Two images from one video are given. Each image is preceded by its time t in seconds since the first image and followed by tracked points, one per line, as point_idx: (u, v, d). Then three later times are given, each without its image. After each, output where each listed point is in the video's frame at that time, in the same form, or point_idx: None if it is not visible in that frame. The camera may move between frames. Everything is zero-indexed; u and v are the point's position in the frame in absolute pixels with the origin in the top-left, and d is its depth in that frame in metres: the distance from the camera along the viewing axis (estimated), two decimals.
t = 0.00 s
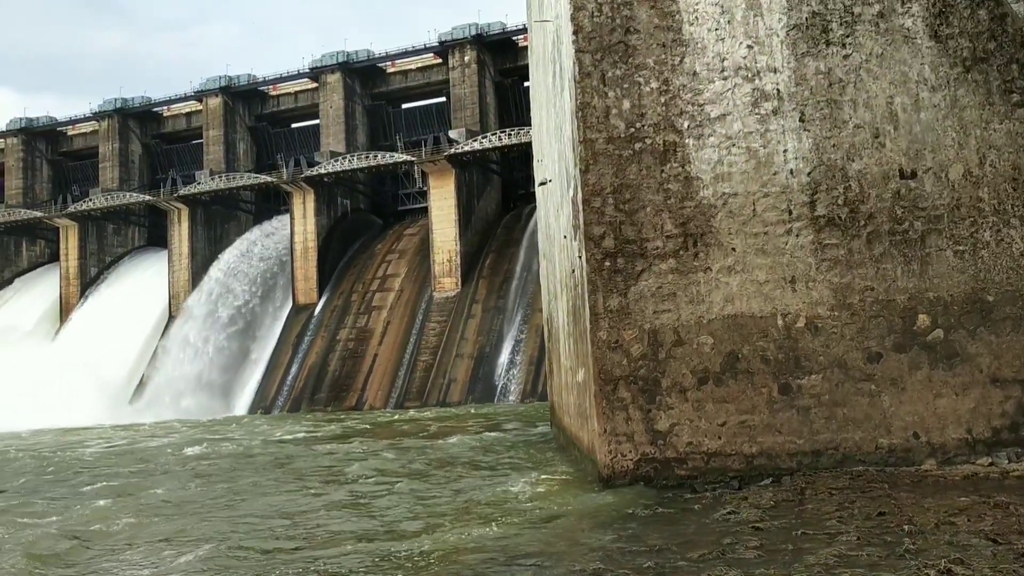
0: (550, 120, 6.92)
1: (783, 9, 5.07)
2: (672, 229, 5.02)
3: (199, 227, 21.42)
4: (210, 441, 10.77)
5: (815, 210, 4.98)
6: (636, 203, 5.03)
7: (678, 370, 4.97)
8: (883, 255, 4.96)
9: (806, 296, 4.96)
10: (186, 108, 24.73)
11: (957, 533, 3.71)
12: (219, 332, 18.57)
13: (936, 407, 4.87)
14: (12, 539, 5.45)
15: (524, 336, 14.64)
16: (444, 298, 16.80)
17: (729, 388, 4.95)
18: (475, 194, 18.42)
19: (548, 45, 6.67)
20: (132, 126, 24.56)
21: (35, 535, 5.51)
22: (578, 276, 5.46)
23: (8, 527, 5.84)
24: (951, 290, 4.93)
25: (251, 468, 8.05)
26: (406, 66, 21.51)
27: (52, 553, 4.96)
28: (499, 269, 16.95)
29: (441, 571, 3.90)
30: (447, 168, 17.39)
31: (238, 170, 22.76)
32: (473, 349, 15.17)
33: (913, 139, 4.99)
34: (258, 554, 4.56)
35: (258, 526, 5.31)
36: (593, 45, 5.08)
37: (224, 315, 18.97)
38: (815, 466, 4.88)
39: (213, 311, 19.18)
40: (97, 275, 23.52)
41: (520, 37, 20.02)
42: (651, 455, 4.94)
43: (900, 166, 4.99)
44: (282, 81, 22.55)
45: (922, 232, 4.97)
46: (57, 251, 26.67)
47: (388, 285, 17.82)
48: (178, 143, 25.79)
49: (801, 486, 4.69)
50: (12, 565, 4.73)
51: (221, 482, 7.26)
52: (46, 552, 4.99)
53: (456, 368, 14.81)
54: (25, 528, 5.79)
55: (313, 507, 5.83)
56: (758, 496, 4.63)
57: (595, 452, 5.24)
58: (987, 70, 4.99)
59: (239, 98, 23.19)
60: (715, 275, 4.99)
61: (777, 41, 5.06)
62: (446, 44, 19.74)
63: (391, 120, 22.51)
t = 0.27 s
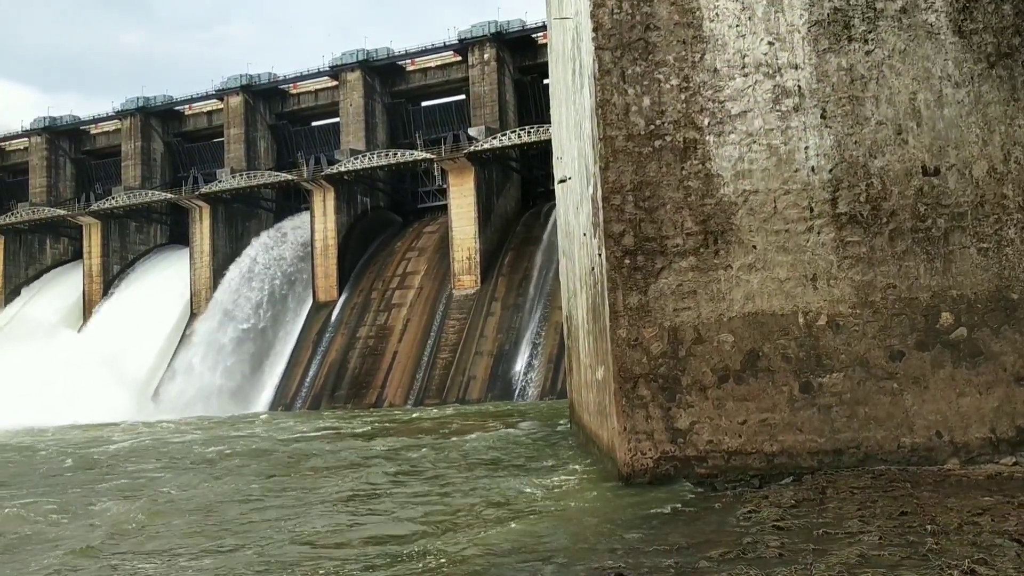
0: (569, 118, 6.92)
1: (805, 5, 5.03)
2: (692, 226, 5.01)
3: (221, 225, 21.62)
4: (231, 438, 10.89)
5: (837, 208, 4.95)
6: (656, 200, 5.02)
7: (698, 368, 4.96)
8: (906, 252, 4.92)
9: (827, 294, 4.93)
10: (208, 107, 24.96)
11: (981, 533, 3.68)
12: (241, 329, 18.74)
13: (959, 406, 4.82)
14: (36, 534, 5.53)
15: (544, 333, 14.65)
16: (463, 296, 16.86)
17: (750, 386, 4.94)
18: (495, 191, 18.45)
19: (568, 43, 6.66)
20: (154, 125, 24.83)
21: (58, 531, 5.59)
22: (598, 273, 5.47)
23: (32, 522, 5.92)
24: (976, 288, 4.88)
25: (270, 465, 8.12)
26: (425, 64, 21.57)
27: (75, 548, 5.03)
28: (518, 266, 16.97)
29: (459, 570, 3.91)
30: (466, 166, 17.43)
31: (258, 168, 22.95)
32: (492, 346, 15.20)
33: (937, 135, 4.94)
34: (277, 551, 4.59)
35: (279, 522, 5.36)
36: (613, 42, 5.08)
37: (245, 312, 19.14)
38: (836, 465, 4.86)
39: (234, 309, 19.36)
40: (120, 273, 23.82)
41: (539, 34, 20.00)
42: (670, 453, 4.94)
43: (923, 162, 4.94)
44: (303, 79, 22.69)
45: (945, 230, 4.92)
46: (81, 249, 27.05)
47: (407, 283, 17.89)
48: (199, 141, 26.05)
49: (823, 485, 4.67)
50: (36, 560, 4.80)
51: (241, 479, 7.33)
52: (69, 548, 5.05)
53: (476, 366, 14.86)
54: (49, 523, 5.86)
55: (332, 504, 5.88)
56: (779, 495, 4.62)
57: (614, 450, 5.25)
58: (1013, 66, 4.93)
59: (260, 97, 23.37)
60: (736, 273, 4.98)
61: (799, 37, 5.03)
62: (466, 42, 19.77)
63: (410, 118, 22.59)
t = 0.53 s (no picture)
0: (581, 117, 6.92)
1: (818, 3, 5.01)
2: (705, 225, 5.01)
3: (233, 224, 21.74)
4: (243, 436, 10.96)
5: (851, 207, 4.93)
6: (668, 199, 5.02)
7: (711, 367, 4.95)
8: (920, 251, 4.89)
9: (841, 293, 4.91)
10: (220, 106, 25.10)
11: (995, 534, 3.66)
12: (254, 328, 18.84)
13: (973, 405, 4.79)
14: (47, 533, 5.57)
15: (555, 332, 14.65)
16: (475, 295, 16.88)
17: (763, 385, 4.92)
18: (506, 190, 18.47)
19: (580, 41, 6.66)
20: (167, 124, 24.99)
21: (70, 529, 5.63)
22: (610, 273, 5.47)
23: (44, 521, 5.97)
24: (990, 287, 4.84)
25: (281, 464, 8.16)
26: (437, 63, 21.60)
27: (87, 546, 5.07)
28: (530, 265, 16.97)
29: (468, 570, 3.91)
30: (478, 165, 17.44)
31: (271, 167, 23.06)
32: (504, 345, 15.22)
33: (951, 134, 4.91)
34: (286, 550, 4.60)
35: (291, 521, 5.40)
36: (625, 41, 5.08)
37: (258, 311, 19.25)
38: (849, 465, 4.84)
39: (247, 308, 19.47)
40: (133, 272, 24.00)
41: (551, 33, 19.98)
42: (683, 453, 4.95)
43: (937, 161, 4.91)
44: (315, 79, 22.78)
45: (960, 229, 4.88)
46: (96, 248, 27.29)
47: (419, 282, 17.93)
48: (212, 140, 26.21)
49: (836, 484, 4.65)
50: (48, 559, 4.84)
51: (251, 478, 7.36)
52: (80, 547, 5.09)
53: (487, 365, 14.87)
54: (61, 522, 5.91)
55: (341, 503, 5.90)
56: (791, 495, 4.61)
57: (626, 449, 5.26)
58: None
59: (272, 96, 23.48)
60: (749, 272, 4.97)
61: (812, 35, 5.01)
62: (478, 41, 19.77)
63: (422, 117, 22.63)
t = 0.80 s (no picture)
0: (598, 115, 6.91)
1: None
2: (722, 224, 4.99)
3: (250, 222, 21.90)
4: (259, 434, 11.04)
5: (869, 205, 4.90)
6: (685, 197, 5.01)
7: (728, 367, 4.95)
8: (939, 250, 4.85)
9: (858, 292, 4.88)
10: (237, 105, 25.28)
11: (1016, 535, 3.63)
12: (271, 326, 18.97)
13: (993, 405, 4.75)
14: (65, 529, 5.63)
15: (571, 331, 14.64)
16: (490, 293, 16.90)
17: (780, 384, 4.91)
18: (522, 188, 18.48)
19: (596, 39, 6.65)
20: (185, 123, 25.20)
21: (87, 525, 5.69)
22: (626, 271, 5.46)
23: (62, 517, 6.03)
24: (1011, 286, 4.80)
25: (296, 462, 8.22)
26: (453, 62, 21.63)
27: (107, 543, 5.12)
28: (546, 264, 16.97)
29: (482, 569, 3.91)
30: (494, 163, 17.45)
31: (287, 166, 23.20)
32: (519, 344, 15.24)
33: (972, 131, 4.86)
34: (301, 549, 4.62)
35: (307, 518, 5.43)
36: (642, 39, 5.08)
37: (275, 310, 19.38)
38: (867, 465, 4.81)
39: (265, 306, 19.61)
40: (151, 270, 24.23)
41: (568, 31, 19.95)
42: (699, 452, 4.94)
43: (957, 159, 4.87)
44: (332, 77, 22.88)
45: (980, 227, 4.84)
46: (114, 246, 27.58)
47: (435, 280, 17.99)
48: (229, 139, 26.40)
49: (854, 484, 4.63)
50: (67, 555, 4.89)
51: (267, 476, 7.41)
52: (99, 543, 5.14)
53: (503, 363, 14.90)
54: (79, 518, 5.97)
55: (356, 502, 5.93)
56: (809, 494, 4.59)
57: (642, 448, 5.26)
58: None
59: (289, 95, 23.62)
60: (766, 271, 4.95)
61: (830, 33, 4.98)
62: (494, 39, 19.78)
63: (438, 115, 22.68)
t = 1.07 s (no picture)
0: (615, 114, 6.90)
1: None
2: (740, 223, 4.98)
3: (268, 221, 22.05)
4: (275, 431, 11.11)
5: (888, 204, 4.86)
6: (703, 196, 5.00)
7: (745, 366, 4.94)
8: (959, 250, 4.81)
9: (878, 291, 4.85)
10: (255, 104, 25.46)
11: None
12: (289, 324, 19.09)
13: (1014, 406, 4.70)
14: (85, 526, 5.69)
15: (588, 330, 14.63)
16: (507, 292, 16.93)
17: (798, 384, 4.89)
18: (539, 187, 18.48)
19: (614, 38, 6.64)
20: (203, 122, 25.41)
21: (107, 522, 5.74)
22: (643, 270, 5.46)
23: (81, 513, 6.10)
24: None
25: (312, 460, 8.27)
26: (470, 60, 21.65)
27: (127, 540, 5.18)
28: (563, 263, 16.96)
29: (497, 569, 3.91)
30: (510, 162, 17.47)
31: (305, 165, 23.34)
32: (536, 343, 15.26)
33: (993, 130, 4.81)
34: (318, 548, 4.64)
35: (323, 517, 5.46)
36: (660, 37, 5.08)
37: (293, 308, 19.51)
38: (886, 465, 4.78)
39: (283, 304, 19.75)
40: (169, 268, 24.46)
41: (585, 30, 19.92)
42: (716, 451, 4.93)
43: (978, 157, 4.82)
44: (350, 77, 22.99)
45: (1001, 226, 4.80)
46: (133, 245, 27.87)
47: (452, 279, 18.03)
48: (247, 138, 26.62)
49: (873, 484, 4.60)
50: (88, 551, 4.94)
51: (283, 474, 7.46)
52: (119, 540, 5.19)
53: (519, 362, 14.92)
54: (98, 515, 6.03)
55: (372, 500, 5.96)
56: (826, 494, 4.57)
57: (659, 447, 5.25)
58: None
59: (307, 95, 23.77)
60: (785, 270, 4.93)
61: (849, 30, 4.95)
62: (511, 38, 19.78)
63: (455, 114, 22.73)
